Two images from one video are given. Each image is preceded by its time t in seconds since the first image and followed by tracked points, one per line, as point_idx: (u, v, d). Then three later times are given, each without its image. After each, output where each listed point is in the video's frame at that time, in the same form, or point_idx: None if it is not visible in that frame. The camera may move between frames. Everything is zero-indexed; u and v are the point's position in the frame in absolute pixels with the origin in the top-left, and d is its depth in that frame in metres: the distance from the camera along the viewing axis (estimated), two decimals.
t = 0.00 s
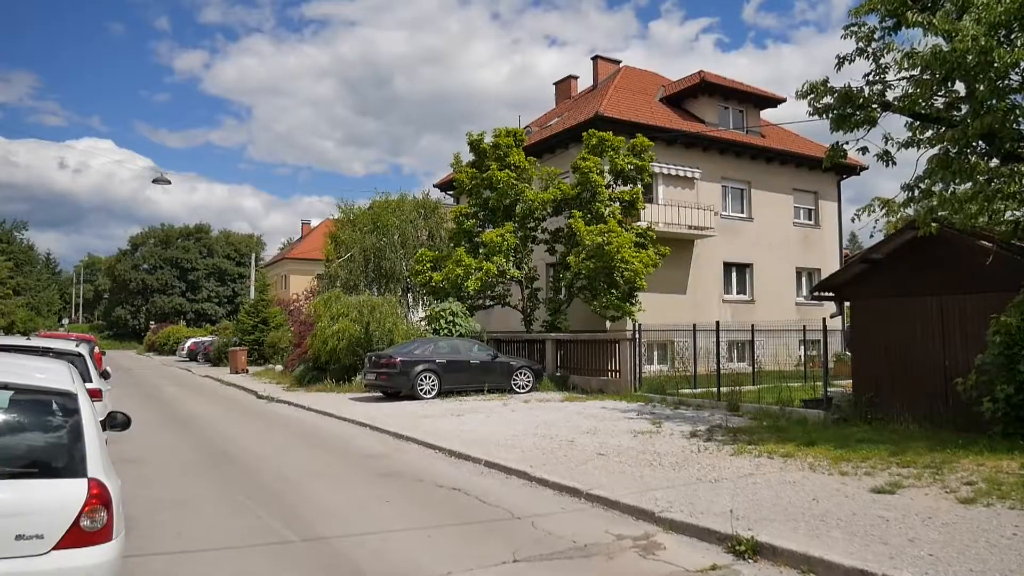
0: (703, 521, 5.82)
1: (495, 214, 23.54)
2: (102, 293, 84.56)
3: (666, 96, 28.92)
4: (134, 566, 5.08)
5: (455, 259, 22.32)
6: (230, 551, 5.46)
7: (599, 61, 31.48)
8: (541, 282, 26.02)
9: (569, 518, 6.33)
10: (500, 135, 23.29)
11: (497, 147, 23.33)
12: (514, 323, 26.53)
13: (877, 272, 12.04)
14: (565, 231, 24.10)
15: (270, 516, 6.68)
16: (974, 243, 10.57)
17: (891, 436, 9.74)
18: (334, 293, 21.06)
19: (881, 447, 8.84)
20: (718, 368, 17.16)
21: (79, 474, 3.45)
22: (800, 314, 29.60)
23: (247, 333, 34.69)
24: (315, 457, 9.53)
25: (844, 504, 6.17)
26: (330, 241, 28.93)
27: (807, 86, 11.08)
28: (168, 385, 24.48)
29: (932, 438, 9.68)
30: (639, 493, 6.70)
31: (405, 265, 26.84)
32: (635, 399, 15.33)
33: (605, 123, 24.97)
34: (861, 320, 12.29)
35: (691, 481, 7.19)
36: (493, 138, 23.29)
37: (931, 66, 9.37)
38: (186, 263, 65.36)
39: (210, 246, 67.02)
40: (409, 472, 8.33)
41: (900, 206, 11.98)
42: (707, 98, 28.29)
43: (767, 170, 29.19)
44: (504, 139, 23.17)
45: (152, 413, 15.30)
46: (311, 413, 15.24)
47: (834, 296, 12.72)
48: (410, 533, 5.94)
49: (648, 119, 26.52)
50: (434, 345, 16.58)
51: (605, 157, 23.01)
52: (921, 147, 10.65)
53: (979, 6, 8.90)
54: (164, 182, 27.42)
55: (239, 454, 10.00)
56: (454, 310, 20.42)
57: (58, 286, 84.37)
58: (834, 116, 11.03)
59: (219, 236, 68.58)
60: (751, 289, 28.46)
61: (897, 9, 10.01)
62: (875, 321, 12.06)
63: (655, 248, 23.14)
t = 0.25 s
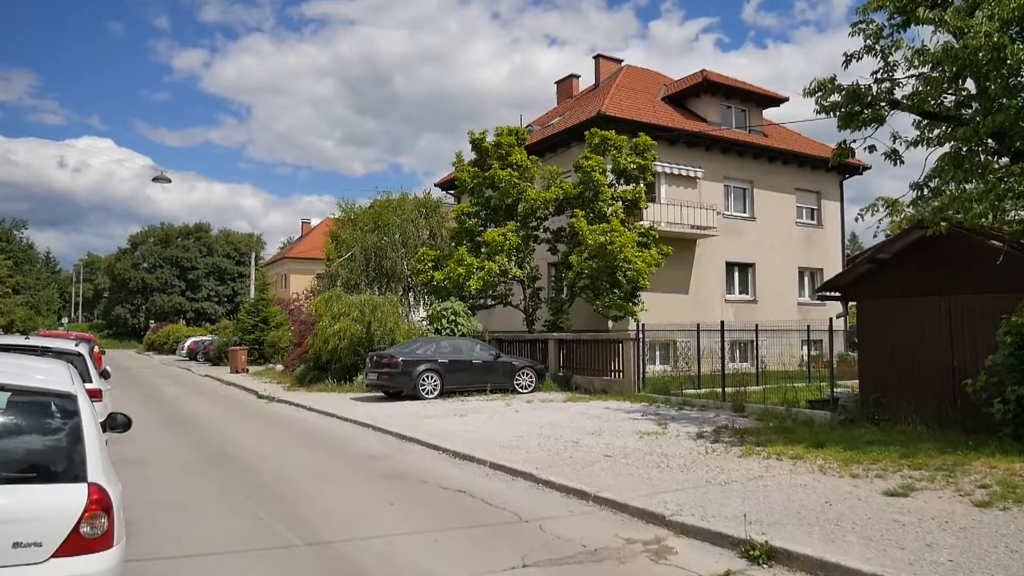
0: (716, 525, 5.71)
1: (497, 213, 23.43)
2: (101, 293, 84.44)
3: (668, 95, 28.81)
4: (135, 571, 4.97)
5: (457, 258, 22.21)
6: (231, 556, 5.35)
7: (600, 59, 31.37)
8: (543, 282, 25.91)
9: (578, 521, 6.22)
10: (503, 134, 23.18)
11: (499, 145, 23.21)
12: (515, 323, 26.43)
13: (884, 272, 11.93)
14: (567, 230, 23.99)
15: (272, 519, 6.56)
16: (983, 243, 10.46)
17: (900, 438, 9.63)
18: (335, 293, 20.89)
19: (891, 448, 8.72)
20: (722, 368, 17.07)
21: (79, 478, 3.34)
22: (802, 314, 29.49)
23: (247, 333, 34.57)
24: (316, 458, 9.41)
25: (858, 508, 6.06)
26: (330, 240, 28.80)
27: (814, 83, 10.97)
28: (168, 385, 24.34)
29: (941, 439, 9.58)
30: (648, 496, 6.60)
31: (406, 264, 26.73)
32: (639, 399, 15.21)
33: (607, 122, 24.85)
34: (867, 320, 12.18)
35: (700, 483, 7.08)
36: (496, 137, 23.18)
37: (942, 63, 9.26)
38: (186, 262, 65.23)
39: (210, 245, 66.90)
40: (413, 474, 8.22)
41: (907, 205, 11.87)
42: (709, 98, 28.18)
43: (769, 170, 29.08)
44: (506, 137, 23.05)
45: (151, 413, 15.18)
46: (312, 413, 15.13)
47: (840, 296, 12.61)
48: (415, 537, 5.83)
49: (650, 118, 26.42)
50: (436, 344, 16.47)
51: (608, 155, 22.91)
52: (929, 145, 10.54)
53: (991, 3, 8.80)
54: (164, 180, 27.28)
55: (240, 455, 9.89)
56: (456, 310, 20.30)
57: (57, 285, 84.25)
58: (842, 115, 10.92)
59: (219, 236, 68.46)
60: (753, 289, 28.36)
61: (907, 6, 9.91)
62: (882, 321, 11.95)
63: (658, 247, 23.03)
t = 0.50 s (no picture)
0: (730, 531, 5.58)
1: (499, 212, 23.31)
2: (101, 292, 84.34)
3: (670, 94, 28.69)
4: None
5: (459, 258, 22.09)
6: (236, 563, 5.22)
7: (603, 58, 31.25)
8: (545, 282, 25.78)
9: (589, 526, 6.10)
10: (505, 133, 23.05)
11: (501, 144, 23.08)
12: (518, 322, 26.35)
13: (892, 272, 11.81)
14: (569, 229, 23.87)
15: (277, 524, 6.44)
16: (995, 242, 10.36)
17: (911, 440, 9.51)
18: (336, 293, 20.70)
19: (903, 451, 8.60)
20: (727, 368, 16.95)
21: (81, 486, 3.22)
22: (805, 314, 29.37)
23: (247, 332, 34.44)
24: (320, 460, 9.29)
25: (875, 513, 5.94)
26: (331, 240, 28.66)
27: (823, 81, 10.86)
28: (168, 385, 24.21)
29: (952, 441, 9.46)
30: (660, 500, 6.48)
31: (407, 263, 26.61)
32: (643, 400, 15.10)
33: (610, 121, 24.73)
34: (875, 320, 12.06)
35: (712, 487, 6.97)
36: (498, 136, 23.05)
37: (954, 60, 9.14)
38: (186, 262, 65.11)
39: (210, 244, 66.76)
40: (419, 477, 8.09)
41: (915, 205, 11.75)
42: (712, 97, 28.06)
43: (772, 169, 28.95)
44: (509, 136, 22.93)
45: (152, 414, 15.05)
46: (314, 414, 15.01)
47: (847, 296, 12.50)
48: (424, 543, 5.71)
49: (653, 117, 26.30)
50: (439, 345, 16.35)
51: (611, 154, 22.79)
52: (940, 144, 10.42)
53: None
54: (164, 179, 27.15)
55: (242, 456, 9.77)
56: (458, 310, 20.17)
57: (57, 284, 84.14)
58: (851, 113, 10.79)
59: (219, 235, 68.32)
60: (756, 288, 28.24)
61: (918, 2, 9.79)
62: (891, 321, 11.83)
63: (661, 247, 22.92)
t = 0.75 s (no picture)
0: (745, 535, 5.47)
1: (501, 212, 23.18)
2: (101, 292, 84.26)
3: (672, 93, 28.57)
4: None
5: (461, 257, 21.96)
6: (240, 569, 5.09)
7: (604, 56, 31.13)
8: (547, 281, 25.67)
9: (599, 530, 5.98)
10: (507, 131, 22.94)
11: (503, 143, 22.96)
12: (520, 322, 26.25)
13: (900, 271, 11.69)
14: (572, 228, 23.76)
15: (281, 527, 6.32)
16: (1005, 241, 10.26)
17: (922, 441, 9.38)
18: (337, 292, 20.58)
19: (916, 452, 8.47)
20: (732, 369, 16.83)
21: (82, 493, 3.09)
22: (808, 314, 29.25)
23: (247, 332, 34.34)
24: (323, 461, 9.17)
25: (892, 516, 5.83)
26: (332, 239, 28.53)
27: (832, 78, 10.74)
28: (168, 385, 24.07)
29: (964, 442, 9.34)
30: (672, 503, 6.36)
31: (408, 263, 26.49)
32: (648, 400, 14.98)
33: (613, 120, 24.61)
34: (882, 320, 11.94)
35: (724, 489, 6.85)
36: (500, 134, 22.93)
37: (967, 56, 9.03)
38: (186, 262, 64.99)
39: (209, 244, 66.63)
40: (425, 478, 7.97)
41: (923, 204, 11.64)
42: (715, 95, 27.94)
43: (775, 168, 28.83)
44: (511, 135, 22.82)
45: (152, 414, 14.93)
46: (316, 414, 14.89)
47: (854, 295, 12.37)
48: (432, 548, 5.59)
49: (656, 116, 26.19)
50: (441, 345, 16.24)
51: (614, 153, 22.69)
52: (950, 141, 10.30)
53: None
54: (165, 178, 27.01)
55: (243, 457, 9.64)
56: (461, 309, 20.04)
57: (56, 284, 84.04)
58: (860, 110, 10.66)
59: (219, 235, 68.21)
60: (759, 288, 28.11)
61: None
62: (898, 321, 11.71)
63: (664, 246, 22.81)
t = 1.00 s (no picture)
0: (760, 539, 5.35)
1: (502, 211, 23.06)
2: (99, 292, 84.09)
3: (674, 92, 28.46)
4: None
5: (462, 257, 21.83)
6: None
7: (605, 55, 31.01)
8: (548, 281, 25.54)
9: (609, 534, 5.87)
10: (509, 130, 22.82)
11: (504, 142, 22.83)
12: (521, 322, 26.14)
13: (907, 270, 11.58)
14: (573, 227, 23.65)
15: (284, 532, 6.19)
16: (1014, 239, 10.16)
17: (932, 442, 9.26)
18: (337, 292, 20.45)
19: (927, 454, 8.36)
20: (736, 368, 16.72)
21: (80, 500, 2.97)
22: (809, 314, 29.14)
23: (247, 332, 34.21)
24: (325, 463, 9.04)
25: (908, 520, 5.71)
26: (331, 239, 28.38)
27: (839, 75, 10.64)
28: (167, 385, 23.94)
29: (974, 443, 9.23)
30: (682, 506, 6.25)
31: (409, 262, 26.37)
32: (652, 401, 14.86)
33: (614, 119, 24.50)
34: (889, 319, 11.82)
35: (734, 492, 6.73)
36: (501, 133, 22.81)
37: (979, 51, 8.92)
38: (185, 262, 64.84)
39: (208, 244, 66.47)
40: (430, 481, 7.84)
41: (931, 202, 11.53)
42: (716, 94, 27.84)
43: (776, 167, 28.72)
44: (512, 134, 22.70)
45: (151, 415, 14.80)
46: (316, 415, 14.76)
47: (860, 295, 12.25)
48: (440, 553, 5.46)
49: (657, 115, 26.09)
50: (443, 345, 16.12)
51: (615, 152, 22.58)
52: (959, 138, 10.19)
53: None
54: (164, 177, 26.86)
55: (244, 459, 9.50)
56: (462, 309, 19.91)
57: (55, 284, 83.86)
58: (867, 107, 10.54)
59: (218, 234, 68.08)
60: (760, 288, 28.01)
61: None
62: (905, 320, 11.60)
63: (666, 245, 22.70)
